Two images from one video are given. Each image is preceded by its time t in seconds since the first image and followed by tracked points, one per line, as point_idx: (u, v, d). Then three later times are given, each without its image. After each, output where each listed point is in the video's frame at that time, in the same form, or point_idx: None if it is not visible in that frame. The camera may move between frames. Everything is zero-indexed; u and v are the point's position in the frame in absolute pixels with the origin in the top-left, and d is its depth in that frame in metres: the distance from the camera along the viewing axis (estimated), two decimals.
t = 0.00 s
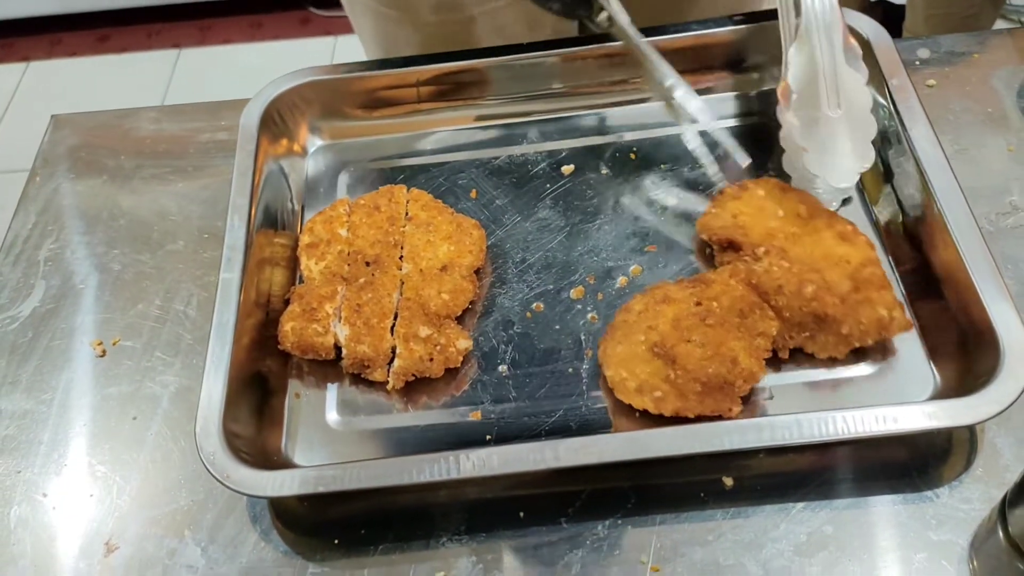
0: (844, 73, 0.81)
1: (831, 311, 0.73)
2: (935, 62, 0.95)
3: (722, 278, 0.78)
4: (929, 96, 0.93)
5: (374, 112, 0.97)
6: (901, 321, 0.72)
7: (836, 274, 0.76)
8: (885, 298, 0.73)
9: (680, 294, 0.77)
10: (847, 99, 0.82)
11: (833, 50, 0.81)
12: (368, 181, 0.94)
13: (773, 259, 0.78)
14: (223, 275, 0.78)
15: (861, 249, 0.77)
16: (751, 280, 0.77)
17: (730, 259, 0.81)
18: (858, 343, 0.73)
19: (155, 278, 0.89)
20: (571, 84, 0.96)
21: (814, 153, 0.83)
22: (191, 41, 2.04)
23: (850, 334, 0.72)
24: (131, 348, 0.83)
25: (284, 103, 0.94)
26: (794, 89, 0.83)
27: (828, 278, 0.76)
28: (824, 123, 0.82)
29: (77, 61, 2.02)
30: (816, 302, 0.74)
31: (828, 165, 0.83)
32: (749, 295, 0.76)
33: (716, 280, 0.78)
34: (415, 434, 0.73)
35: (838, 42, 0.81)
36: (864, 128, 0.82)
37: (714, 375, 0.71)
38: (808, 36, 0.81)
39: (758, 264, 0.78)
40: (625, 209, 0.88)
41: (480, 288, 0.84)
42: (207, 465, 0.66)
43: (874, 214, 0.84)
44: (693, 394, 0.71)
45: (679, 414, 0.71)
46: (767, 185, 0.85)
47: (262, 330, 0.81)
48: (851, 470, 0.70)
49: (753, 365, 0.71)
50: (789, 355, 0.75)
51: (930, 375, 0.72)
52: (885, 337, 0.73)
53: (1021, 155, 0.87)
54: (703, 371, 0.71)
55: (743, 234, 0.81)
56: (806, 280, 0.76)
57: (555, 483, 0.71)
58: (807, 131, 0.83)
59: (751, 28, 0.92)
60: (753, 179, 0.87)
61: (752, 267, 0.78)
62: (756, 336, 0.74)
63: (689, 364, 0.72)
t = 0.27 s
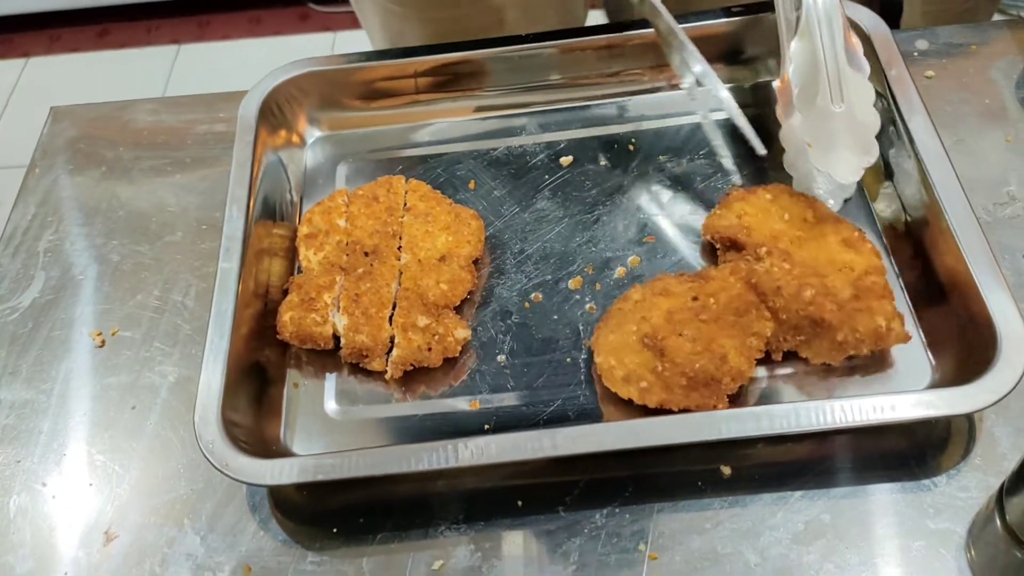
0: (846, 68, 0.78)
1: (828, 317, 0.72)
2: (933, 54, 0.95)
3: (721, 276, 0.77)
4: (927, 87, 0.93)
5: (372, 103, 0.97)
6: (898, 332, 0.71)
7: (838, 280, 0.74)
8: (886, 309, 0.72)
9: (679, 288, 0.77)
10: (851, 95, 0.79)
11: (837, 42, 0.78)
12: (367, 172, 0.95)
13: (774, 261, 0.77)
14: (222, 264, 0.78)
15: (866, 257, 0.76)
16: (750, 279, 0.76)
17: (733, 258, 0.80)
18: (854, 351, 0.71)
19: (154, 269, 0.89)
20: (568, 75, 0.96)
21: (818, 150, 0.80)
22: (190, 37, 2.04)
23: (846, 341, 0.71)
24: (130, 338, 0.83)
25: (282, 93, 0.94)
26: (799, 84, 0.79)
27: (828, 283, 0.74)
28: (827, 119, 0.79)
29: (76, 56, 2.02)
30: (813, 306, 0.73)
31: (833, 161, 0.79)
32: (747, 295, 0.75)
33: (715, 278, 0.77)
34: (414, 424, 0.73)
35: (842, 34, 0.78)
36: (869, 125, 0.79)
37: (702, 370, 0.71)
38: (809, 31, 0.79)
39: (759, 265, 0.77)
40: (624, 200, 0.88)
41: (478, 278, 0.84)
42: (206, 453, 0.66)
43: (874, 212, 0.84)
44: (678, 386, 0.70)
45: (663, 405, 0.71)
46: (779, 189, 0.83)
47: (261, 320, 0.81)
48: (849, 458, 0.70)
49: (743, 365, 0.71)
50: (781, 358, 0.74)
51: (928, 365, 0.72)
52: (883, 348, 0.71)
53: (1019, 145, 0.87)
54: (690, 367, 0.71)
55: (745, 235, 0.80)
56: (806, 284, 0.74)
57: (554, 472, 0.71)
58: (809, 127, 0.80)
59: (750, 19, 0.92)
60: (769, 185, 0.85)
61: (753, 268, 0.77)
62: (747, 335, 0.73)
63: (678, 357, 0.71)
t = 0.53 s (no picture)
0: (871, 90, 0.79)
1: (786, 339, 0.71)
2: (931, 47, 0.95)
3: (700, 274, 0.78)
4: (924, 80, 0.93)
5: (370, 97, 0.97)
6: (855, 372, 0.70)
7: (817, 308, 0.73)
8: (851, 345, 0.71)
9: (655, 278, 0.78)
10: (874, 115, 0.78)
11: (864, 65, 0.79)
12: (365, 166, 0.95)
13: (757, 271, 0.77)
14: (220, 257, 0.78)
15: (857, 290, 0.75)
16: (726, 286, 0.77)
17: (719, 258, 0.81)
18: (806, 380, 0.71)
19: (152, 262, 0.89)
20: (567, 68, 0.96)
21: (838, 166, 0.78)
22: (190, 33, 2.03)
23: (799, 367, 0.71)
24: (128, 331, 0.84)
25: (280, 87, 0.94)
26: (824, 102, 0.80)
27: (802, 305, 0.74)
28: (847, 136, 0.78)
29: (76, 52, 2.02)
30: (775, 326, 0.72)
31: (850, 178, 0.78)
32: (719, 299, 0.75)
33: (695, 275, 0.78)
34: (411, 416, 0.74)
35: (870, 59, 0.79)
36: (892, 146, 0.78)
37: (647, 361, 0.72)
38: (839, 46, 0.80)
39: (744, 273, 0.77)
40: (621, 193, 0.88)
41: (476, 271, 0.84)
42: (203, 445, 0.66)
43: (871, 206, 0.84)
44: (621, 370, 0.72)
45: (605, 385, 0.72)
46: (800, 207, 0.82)
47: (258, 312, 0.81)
48: (844, 450, 0.70)
49: (692, 366, 0.71)
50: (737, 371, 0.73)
51: (924, 357, 0.72)
52: (835, 382, 0.70)
53: (1016, 138, 0.87)
54: (637, 355, 0.72)
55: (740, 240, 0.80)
56: (777, 302, 0.74)
57: (550, 464, 0.72)
58: (830, 142, 0.79)
59: (748, 12, 0.92)
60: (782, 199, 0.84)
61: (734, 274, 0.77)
62: (706, 339, 0.73)
63: (631, 343, 0.73)
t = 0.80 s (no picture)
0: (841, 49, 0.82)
1: (831, 333, 0.70)
2: (926, 42, 0.95)
3: (743, 264, 0.77)
4: (919, 76, 0.93)
5: (366, 92, 0.97)
6: (898, 371, 0.69)
7: (860, 303, 0.72)
8: (895, 344, 0.70)
9: (694, 269, 0.78)
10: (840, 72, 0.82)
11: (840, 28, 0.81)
12: (361, 161, 0.95)
13: (802, 262, 0.76)
14: (214, 253, 0.78)
15: (902, 290, 0.73)
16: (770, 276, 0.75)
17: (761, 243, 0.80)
18: (846, 374, 0.70)
19: (147, 257, 0.89)
20: (562, 63, 0.96)
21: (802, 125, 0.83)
22: (189, 29, 2.03)
23: (841, 362, 0.70)
24: (123, 326, 0.84)
25: (275, 82, 0.94)
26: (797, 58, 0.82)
27: (846, 301, 0.72)
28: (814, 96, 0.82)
29: (75, 49, 2.01)
30: (818, 319, 0.71)
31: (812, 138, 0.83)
32: (762, 288, 0.74)
33: (737, 263, 0.77)
34: (405, 411, 0.74)
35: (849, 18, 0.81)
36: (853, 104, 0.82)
37: (682, 352, 0.72)
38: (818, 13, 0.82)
39: (790, 264, 0.76)
40: (616, 189, 0.88)
41: (470, 266, 0.84)
42: (197, 440, 0.66)
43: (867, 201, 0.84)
44: (658, 360, 0.72)
45: (641, 374, 0.73)
46: (846, 206, 0.81)
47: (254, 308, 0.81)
48: (837, 445, 0.70)
49: (728, 358, 0.71)
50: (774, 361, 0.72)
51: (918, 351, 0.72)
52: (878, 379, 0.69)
53: (1011, 134, 0.87)
54: (674, 346, 0.72)
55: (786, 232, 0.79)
56: (822, 293, 0.73)
57: (544, 458, 0.72)
58: (800, 101, 0.83)
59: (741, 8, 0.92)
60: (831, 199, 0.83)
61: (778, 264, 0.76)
62: (745, 329, 0.72)
63: (667, 332, 0.73)
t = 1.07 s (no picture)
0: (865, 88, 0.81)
1: (860, 328, 0.69)
2: (923, 39, 0.95)
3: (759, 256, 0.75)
4: (916, 73, 0.92)
5: (363, 89, 0.97)
6: (929, 363, 0.67)
7: (882, 295, 0.71)
8: (923, 334, 0.68)
9: (711, 265, 0.77)
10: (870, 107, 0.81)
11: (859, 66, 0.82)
12: (357, 158, 0.95)
13: (825, 252, 0.74)
14: (211, 250, 0.78)
15: (913, 279, 0.72)
16: (792, 266, 0.74)
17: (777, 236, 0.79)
18: (878, 367, 0.69)
19: (144, 253, 0.89)
20: (559, 60, 0.96)
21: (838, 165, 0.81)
22: (188, 26, 2.03)
23: (871, 356, 0.69)
24: (120, 322, 0.84)
25: (272, 79, 0.94)
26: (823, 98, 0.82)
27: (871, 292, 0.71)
28: (847, 131, 0.81)
29: (74, 46, 2.01)
30: (847, 313, 0.70)
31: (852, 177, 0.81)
32: (785, 283, 0.73)
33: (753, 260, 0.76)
34: (401, 407, 0.74)
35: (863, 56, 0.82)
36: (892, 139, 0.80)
37: (703, 359, 0.71)
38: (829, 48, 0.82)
39: (808, 255, 0.74)
40: (612, 186, 0.88)
41: (466, 263, 0.84)
42: (193, 436, 0.67)
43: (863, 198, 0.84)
44: (683, 366, 0.72)
45: (668, 382, 0.72)
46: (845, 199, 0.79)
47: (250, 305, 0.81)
48: (832, 442, 0.70)
49: (751, 360, 0.70)
50: (801, 355, 0.72)
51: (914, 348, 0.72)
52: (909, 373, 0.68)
53: (1008, 131, 0.87)
54: (693, 354, 0.71)
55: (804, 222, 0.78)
56: (848, 285, 0.72)
57: (539, 455, 0.72)
58: (829, 138, 0.81)
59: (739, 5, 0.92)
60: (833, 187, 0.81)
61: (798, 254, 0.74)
62: (766, 329, 0.72)
63: (688, 338, 0.72)
